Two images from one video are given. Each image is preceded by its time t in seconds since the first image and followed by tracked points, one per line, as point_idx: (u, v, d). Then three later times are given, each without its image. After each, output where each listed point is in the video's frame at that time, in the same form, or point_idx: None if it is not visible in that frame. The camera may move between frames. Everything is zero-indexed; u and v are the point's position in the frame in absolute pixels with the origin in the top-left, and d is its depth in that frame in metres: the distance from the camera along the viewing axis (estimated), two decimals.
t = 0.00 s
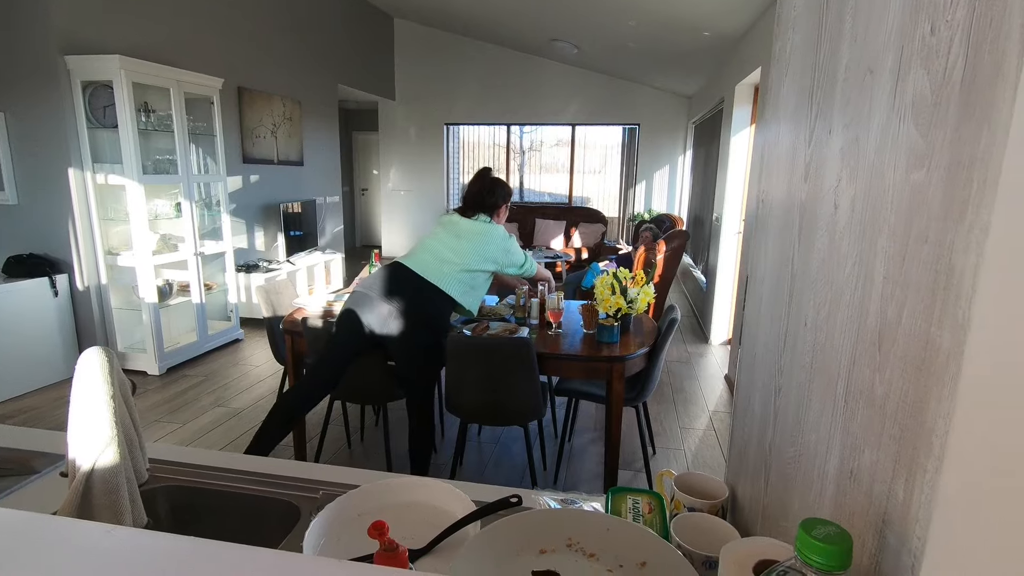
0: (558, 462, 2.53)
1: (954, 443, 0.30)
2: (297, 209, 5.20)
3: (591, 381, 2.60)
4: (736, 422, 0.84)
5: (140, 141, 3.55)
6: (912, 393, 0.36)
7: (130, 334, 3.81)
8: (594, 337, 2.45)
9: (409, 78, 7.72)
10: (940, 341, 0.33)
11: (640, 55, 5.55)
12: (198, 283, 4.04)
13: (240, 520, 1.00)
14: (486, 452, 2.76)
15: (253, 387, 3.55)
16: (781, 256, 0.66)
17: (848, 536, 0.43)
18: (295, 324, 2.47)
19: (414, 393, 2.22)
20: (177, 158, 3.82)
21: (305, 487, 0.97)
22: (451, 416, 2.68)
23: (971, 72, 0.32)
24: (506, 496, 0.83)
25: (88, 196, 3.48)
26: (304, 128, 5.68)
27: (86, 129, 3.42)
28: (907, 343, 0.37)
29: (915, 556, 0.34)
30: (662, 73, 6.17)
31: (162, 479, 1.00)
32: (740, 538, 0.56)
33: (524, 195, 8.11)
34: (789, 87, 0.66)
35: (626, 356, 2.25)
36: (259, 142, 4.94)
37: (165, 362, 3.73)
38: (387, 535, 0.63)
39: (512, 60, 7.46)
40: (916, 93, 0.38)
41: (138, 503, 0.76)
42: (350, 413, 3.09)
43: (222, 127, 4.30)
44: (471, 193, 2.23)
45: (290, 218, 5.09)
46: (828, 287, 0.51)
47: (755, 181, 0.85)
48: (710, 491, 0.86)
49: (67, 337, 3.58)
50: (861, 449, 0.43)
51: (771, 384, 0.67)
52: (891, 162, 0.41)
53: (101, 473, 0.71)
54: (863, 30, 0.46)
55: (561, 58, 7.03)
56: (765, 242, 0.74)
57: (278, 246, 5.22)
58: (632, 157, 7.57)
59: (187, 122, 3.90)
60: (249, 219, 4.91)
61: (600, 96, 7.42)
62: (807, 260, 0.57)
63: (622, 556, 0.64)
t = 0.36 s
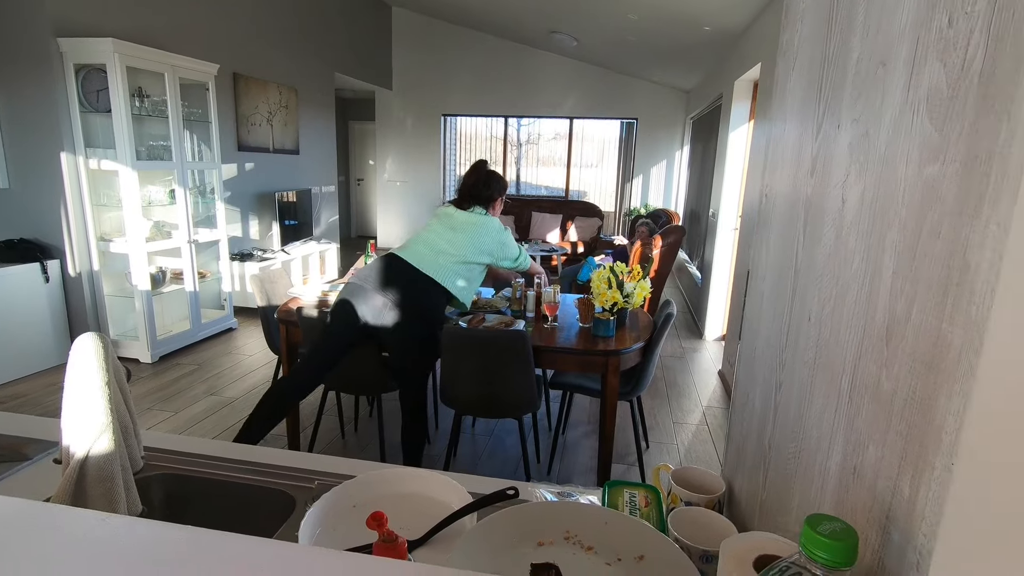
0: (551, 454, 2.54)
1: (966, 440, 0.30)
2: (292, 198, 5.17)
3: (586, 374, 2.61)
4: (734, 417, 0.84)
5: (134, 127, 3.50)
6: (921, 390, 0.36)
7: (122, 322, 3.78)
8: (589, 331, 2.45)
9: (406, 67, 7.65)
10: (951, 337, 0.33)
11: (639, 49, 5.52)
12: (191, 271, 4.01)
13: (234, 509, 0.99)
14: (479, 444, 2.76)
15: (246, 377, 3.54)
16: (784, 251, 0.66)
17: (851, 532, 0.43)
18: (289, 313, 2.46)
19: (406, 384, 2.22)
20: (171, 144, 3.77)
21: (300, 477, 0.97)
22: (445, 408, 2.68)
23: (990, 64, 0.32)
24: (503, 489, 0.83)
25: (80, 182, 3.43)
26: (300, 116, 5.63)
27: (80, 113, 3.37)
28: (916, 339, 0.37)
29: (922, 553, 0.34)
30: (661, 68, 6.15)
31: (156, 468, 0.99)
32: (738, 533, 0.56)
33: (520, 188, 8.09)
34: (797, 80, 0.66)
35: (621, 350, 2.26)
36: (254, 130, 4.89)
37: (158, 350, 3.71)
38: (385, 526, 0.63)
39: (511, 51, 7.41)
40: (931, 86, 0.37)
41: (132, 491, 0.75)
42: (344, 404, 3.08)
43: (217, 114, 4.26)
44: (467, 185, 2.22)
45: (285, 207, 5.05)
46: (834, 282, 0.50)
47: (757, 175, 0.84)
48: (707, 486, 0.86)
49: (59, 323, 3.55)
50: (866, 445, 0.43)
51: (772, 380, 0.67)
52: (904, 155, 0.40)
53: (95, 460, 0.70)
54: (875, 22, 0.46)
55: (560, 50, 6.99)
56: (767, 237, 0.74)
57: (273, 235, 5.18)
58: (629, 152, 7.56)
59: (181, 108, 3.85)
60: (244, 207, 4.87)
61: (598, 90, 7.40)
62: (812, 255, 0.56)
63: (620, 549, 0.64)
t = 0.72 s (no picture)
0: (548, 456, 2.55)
1: (937, 444, 0.31)
2: (292, 197, 5.18)
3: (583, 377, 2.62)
4: (725, 420, 0.85)
5: (135, 124, 3.51)
6: (899, 395, 0.37)
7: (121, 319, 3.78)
8: (587, 334, 2.46)
9: (407, 68, 7.67)
10: (927, 343, 0.34)
11: (640, 52, 5.54)
12: (190, 269, 4.02)
13: (229, 507, 0.99)
14: (476, 445, 2.77)
15: (244, 375, 3.54)
16: (774, 256, 0.66)
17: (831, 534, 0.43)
18: (288, 313, 2.46)
19: (403, 385, 2.23)
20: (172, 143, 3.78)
21: (295, 475, 0.97)
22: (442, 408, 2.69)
23: (965, 79, 0.33)
24: (495, 489, 0.84)
25: (80, 179, 3.44)
26: (301, 115, 5.64)
27: (80, 110, 3.38)
28: (896, 345, 0.38)
29: (896, 553, 0.35)
30: (662, 72, 6.17)
31: (152, 465, 1.00)
32: (725, 534, 0.57)
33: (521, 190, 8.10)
34: (788, 89, 0.67)
35: (618, 352, 2.27)
36: (255, 129, 4.90)
37: (156, 348, 3.72)
38: (376, 524, 0.64)
39: (512, 53, 7.44)
40: (912, 98, 0.38)
41: (127, 487, 0.76)
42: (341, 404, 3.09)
43: (218, 112, 4.27)
44: (456, 179, 2.22)
45: (285, 206, 5.06)
46: (820, 289, 0.51)
47: (750, 182, 0.85)
48: (698, 488, 0.87)
49: (57, 320, 3.56)
50: (847, 449, 0.44)
51: (761, 383, 0.68)
52: (885, 166, 0.41)
53: (92, 457, 0.70)
54: (861, 35, 0.47)
55: (561, 53, 7.01)
56: (758, 243, 0.75)
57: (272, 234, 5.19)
58: (630, 155, 7.57)
59: (182, 107, 3.86)
60: (244, 206, 4.88)
61: (599, 93, 7.41)
62: (800, 261, 0.57)
63: (609, 549, 0.65)
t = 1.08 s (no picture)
0: (550, 459, 2.55)
1: (923, 447, 0.31)
2: (295, 203, 5.20)
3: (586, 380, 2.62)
4: (724, 422, 0.86)
5: (139, 131, 3.54)
6: (888, 398, 0.37)
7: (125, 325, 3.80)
8: (588, 337, 2.46)
9: (409, 73, 7.70)
10: (914, 346, 0.35)
11: (641, 56, 5.56)
12: (195, 275, 4.05)
13: (233, 511, 1.01)
14: (479, 449, 2.77)
15: (248, 380, 3.56)
16: (770, 261, 0.67)
17: (825, 534, 0.44)
18: (291, 318, 2.48)
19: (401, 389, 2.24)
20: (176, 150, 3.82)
21: (298, 479, 0.98)
22: (445, 412, 2.69)
23: (949, 89, 0.33)
24: (496, 492, 0.85)
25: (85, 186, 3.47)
26: (303, 121, 5.67)
27: (85, 117, 3.42)
28: (885, 347, 0.38)
29: (885, 554, 0.36)
30: (663, 75, 6.19)
31: (156, 470, 1.01)
32: (722, 535, 0.58)
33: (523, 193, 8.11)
34: (782, 96, 0.68)
35: (620, 355, 2.27)
36: (258, 135, 4.93)
37: (161, 354, 3.74)
38: (378, 527, 0.65)
39: (513, 58, 7.47)
40: (898, 107, 0.39)
41: (134, 492, 0.76)
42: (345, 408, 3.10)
43: (221, 119, 4.30)
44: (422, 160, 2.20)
45: (288, 211, 5.09)
46: (815, 292, 0.52)
47: (747, 186, 0.86)
48: (697, 490, 0.87)
49: (63, 326, 3.58)
50: (839, 450, 0.44)
51: (758, 385, 0.68)
52: (874, 173, 0.42)
53: (99, 461, 0.71)
54: (852, 44, 0.48)
55: (562, 57, 7.04)
56: (755, 247, 0.75)
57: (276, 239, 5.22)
58: (631, 158, 7.59)
59: (186, 114, 3.89)
60: (247, 212, 4.90)
61: (600, 96, 7.44)
62: (795, 264, 0.58)
63: (608, 551, 0.66)
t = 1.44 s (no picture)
0: (563, 459, 2.55)
1: (945, 442, 0.31)
2: (307, 206, 5.24)
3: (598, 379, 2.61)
4: (740, 420, 0.85)
5: (154, 137, 3.59)
6: (909, 392, 0.37)
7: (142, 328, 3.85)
8: (601, 336, 2.45)
9: (419, 75, 7.73)
10: (935, 339, 0.34)
11: (651, 54, 5.53)
12: (209, 278, 4.09)
13: (249, 511, 1.01)
14: (492, 449, 2.77)
15: (263, 382, 3.59)
16: (786, 256, 0.66)
17: (845, 532, 0.43)
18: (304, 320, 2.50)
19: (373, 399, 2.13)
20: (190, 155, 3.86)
21: (313, 479, 0.99)
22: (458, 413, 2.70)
23: (968, 77, 0.33)
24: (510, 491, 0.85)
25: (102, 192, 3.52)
26: (315, 125, 5.72)
27: (101, 124, 3.48)
28: (905, 341, 0.38)
29: (908, 550, 0.35)
30: (673, 72, 6.15)
31: (174, 469, 1.02)
32: (739, 534, 0.57)
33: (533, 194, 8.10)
34: (796, 89, 0.67)
35: (633, 355, 2.26)
36: (270, 139, 4.98)
37: (177, 356, 3.80)
38: (393, 526, 0.65)
39: (522, 58, 7.46)
40: (916, 96, 0.38)
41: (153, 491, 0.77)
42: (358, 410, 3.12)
43: (234, 124, 4.34)
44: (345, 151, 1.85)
45: (300, 214, 5.13)
46: (831, 287, 0.51)
47: (760, 181, 0.85)
48: (713, 489, 0.86)
49: (81, 330, 3.64)
50: (859, 447, 0.44)
51: (774, 382, 0.67)
52: (892, 164, 0.41)
53: (118, 460, 0.73)
54: (867, 34, 0.47)
55: (571, 57, 7.02)
56: (770, 242, 0.74)
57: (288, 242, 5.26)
58: (642, 157, 7.55)
59: (199, 119, 3.94)
60: (260, 215, 4.95)
61: (610, 96, 7.41)
62: (811, 259, 0.57)
63: (623, 550, 0.65)
